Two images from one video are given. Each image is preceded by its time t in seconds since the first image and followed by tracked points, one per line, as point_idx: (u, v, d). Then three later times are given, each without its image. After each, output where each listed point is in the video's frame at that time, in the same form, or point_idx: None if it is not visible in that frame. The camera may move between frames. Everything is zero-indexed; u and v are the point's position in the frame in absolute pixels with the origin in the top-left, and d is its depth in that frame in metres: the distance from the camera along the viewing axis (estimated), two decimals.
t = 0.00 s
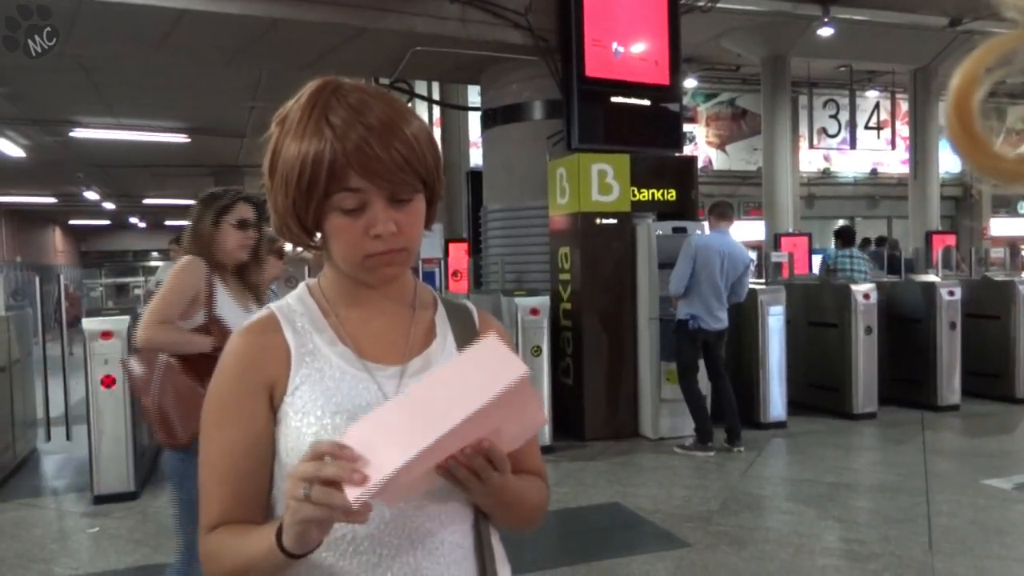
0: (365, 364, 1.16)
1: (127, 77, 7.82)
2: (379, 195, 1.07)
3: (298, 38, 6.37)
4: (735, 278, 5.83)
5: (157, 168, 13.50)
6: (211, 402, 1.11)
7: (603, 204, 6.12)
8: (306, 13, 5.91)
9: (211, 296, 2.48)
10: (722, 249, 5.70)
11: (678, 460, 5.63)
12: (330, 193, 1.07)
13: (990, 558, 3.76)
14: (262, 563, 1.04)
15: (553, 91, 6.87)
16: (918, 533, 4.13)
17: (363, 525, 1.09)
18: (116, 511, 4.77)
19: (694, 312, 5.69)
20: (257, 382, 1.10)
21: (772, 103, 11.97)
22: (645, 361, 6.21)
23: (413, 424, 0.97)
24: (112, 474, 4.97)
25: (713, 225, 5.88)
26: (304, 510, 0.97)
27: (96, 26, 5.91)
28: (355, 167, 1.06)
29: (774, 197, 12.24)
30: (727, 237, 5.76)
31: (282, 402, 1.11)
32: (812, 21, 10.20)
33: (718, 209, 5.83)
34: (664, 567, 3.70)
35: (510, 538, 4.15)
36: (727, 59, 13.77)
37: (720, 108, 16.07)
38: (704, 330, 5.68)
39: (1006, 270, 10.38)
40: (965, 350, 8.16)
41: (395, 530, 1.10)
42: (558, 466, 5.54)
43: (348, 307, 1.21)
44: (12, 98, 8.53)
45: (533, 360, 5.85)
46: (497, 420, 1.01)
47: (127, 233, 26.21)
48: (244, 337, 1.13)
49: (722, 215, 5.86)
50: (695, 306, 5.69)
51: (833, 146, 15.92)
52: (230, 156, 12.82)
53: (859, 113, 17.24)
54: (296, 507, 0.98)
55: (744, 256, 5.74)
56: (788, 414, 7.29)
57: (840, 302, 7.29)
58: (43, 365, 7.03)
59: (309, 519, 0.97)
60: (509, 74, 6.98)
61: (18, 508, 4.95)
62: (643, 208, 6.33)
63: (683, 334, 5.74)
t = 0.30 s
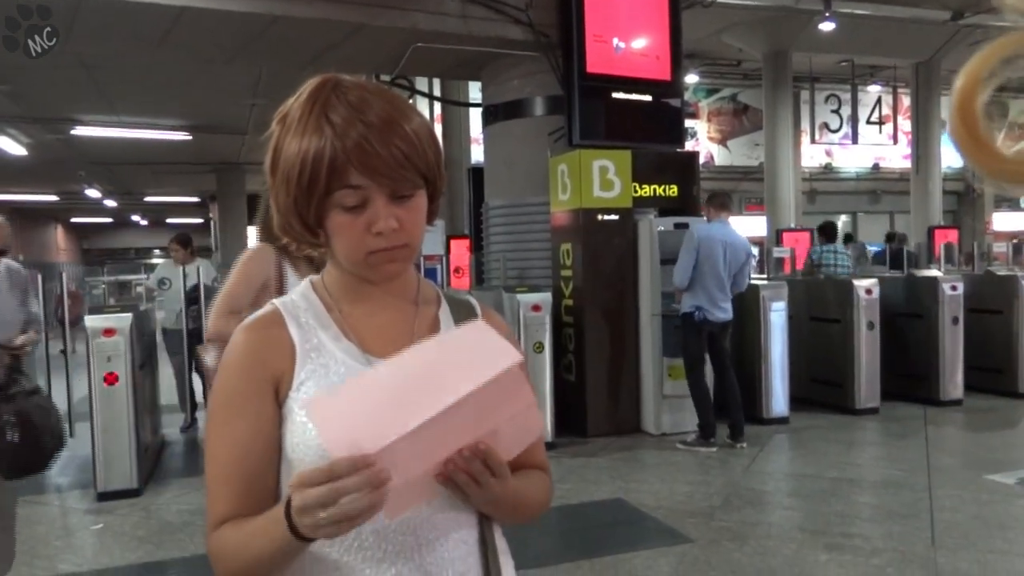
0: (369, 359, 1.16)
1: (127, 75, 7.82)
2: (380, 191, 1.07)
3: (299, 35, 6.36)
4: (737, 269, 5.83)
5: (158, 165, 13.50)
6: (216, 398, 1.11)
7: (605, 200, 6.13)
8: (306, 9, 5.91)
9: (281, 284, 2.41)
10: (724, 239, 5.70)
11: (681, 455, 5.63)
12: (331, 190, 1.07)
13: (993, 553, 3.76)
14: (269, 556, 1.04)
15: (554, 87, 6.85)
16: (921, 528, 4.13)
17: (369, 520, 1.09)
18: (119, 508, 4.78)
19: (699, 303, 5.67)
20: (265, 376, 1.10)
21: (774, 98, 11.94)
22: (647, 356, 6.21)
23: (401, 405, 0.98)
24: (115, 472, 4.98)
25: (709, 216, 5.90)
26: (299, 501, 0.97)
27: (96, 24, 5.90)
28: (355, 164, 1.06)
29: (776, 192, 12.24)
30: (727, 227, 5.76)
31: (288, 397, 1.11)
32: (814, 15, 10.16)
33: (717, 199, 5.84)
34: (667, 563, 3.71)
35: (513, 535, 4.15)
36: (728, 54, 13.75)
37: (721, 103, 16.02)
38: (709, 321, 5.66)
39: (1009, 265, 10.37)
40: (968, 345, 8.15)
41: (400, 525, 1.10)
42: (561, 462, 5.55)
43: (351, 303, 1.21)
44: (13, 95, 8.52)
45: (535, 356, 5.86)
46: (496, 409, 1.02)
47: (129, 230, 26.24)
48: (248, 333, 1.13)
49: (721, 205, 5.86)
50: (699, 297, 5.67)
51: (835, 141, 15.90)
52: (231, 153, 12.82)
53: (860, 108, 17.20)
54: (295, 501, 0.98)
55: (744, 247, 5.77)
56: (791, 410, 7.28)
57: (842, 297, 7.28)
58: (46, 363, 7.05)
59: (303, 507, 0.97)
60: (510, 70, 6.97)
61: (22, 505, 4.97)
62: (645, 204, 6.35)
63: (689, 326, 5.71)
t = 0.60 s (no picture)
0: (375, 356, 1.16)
1: (131, 74, 7.82)
2: (386, 189, 1.07)
3: (302, 34, 6.36)
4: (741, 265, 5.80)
5: (162, 164, 13.52)
6: (222, 393, 1.11)
7: (609, 199, 6.12)
8: (310, 9, 5.91)
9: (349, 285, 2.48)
10: (726, 234, 5.70)
11: (684, 456, 5.63)
12: (337, 187, 1.07)
13: (997, 554, 3.75)
14: (273, 551, 1.03)
15: (558, 87, 6.85)
16: (925, 529, 4.12)
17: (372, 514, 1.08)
18: (122, 507, 4.79)
19: (707, 300, 5.64)
20: (271, 370, 1.11)
21: (778, 98, 11.91)
22: (651, 356, 6.20)
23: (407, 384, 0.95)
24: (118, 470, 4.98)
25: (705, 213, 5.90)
26: (302, 478, 0.94)
27: (99, 22, 5.91)
28: (359, 162, 1.06)
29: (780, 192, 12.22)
30: (726, 221, 5.74)
31: (294, 392, 1.12)
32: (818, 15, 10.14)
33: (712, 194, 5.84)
34: (669, 563, 3.70)
35: (515, 535, 4.15)
36: (732, 54, 13.73)
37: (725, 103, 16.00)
38: (716, 317, 5.64)
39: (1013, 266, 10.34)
40: (972, 346, 8.13)
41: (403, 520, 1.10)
42: (564, 461, 5.55)
43: (357, 301, 1.21)
44: (17, 94, 8.53)
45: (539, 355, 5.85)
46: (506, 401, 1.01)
47: (133, 229, 26.27)
48: (255, 329, 1.13)
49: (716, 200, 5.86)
50: (706, 294, 5.65)
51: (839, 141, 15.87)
52: (235, 152, 12.83)
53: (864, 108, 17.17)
54: (303, 477, 0.94)
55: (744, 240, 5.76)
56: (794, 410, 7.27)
57: (846, 298, 7.27)
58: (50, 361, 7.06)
59: (310, 480, 0.93)
60: (514, 69, 6.97)
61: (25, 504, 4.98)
62: (649, 204, 6.36)
63: (698, 323, 5.68)
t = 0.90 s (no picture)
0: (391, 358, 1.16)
1: (144, 79, 7.88)
2: (404, 192, 1.07)
3: (315, 40, 6.40)
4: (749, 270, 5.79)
5: (173, 169, 13.58)
6: (241, 392, 1.10)
7: (620, 206, 6.14)
8: (323, 14, 5.94)
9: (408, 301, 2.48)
10: (733, 240, 5.67)
11: (693, 463, 5.61)
12: (355, 190, 1.07)
13: (1010, 565, 3.73)
14: (288, 549, 1.02)
15: (569, 93, 6.86)
16: (938, 539, 4.10)
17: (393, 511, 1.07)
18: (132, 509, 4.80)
19: (723, 308, 5.61)
20: (291, 369, 1.11)
21: (788, 106, 11.90)
22: (661, 362, 6.19)
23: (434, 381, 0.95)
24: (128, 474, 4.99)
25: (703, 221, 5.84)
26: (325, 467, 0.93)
27: (112, 28, 5.95)
28: (378, 166, 1.06)
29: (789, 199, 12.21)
30: (729, 227, 5.73)
31: (312, 394, 1.11)
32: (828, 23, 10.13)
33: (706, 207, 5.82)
34: (679, 571, 3.69)
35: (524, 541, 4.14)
36: (741, 62, 13.74)
37: (735, 111, 16.04)
38: (733, 324, 5.62)
39: None
40: (983, 355, 8.08)
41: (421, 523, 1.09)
42: (573, 468, 5.54)
43: (374, 304, 1.21)
44: (31, 99, 8.60)
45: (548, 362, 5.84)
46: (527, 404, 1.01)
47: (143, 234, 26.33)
48: (273, 330, 1.13)
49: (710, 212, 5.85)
50: (722, 302, 5.62)
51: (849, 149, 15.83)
52: (245, 157, 12.90)
53: (875, 116, 17.14)
54: (324, 463, 0.93)
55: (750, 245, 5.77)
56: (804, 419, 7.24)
57: (857, 306, 7.25)
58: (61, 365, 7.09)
59: (330, 465, 0.91)
60: (525, 75, 6.98)
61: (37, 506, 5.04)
62: (660, 211, 6.29)
63: (713, 330, 5.65)
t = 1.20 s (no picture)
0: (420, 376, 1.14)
1: (160, 92, 7.94)
2: (442, 209, 1.06)
3: (331, 55, 6.44)
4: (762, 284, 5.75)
5: (186, 181, 13.66)
6: (270, 407, 1.09)
7: (633, 221, 6.12)
8: (340, 29, 5.97)
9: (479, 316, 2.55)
10: (745, 256, 5.64)
11: (706, 482, 5.57)
12: (392, 206, 1.06)
13: None
14: (318, 568, 1.03)
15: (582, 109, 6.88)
16: (955, 561, 4.04)
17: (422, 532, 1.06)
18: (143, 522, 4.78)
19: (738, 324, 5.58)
20: (321, 385, 1.09)
21: (799, 122, 11.88)
22: (674, 380, 6.16)
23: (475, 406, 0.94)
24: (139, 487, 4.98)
25: (712, 240, 5.82)
26: (362, 489, 0.93)
27: (129, 41, 6.00)
28: (417, 182, 1.05)
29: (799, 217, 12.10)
30: (741, 244, 5.71)
31: (342, 410, 1.10)
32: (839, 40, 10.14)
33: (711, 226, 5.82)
34: None
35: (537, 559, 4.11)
36: (751, 79, 13.74)
37: (745, 127, 15.94)
38: (749, 339, 5.58)
39: None
40: (998, 374, 8.02)
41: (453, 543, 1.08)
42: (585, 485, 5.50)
43: (403, 321, 1.20)
44: (48, 111, 8.67)
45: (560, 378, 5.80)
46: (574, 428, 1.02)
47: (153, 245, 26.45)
48: (302, 346, 1.11)
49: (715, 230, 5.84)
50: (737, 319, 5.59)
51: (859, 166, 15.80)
52: (257, 170, 12.96)
53: (885, 133, 17.09)
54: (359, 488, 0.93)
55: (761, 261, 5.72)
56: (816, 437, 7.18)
57: (871, 324, 7.20)
58: (73, 376, 7.10)
59: (365, 489, 0.91)
60: (538, 90, 7.00)
61: (47, 518, 5.04)
62: (672, 226, 6.32)
63: (727, 347, 5.62)
